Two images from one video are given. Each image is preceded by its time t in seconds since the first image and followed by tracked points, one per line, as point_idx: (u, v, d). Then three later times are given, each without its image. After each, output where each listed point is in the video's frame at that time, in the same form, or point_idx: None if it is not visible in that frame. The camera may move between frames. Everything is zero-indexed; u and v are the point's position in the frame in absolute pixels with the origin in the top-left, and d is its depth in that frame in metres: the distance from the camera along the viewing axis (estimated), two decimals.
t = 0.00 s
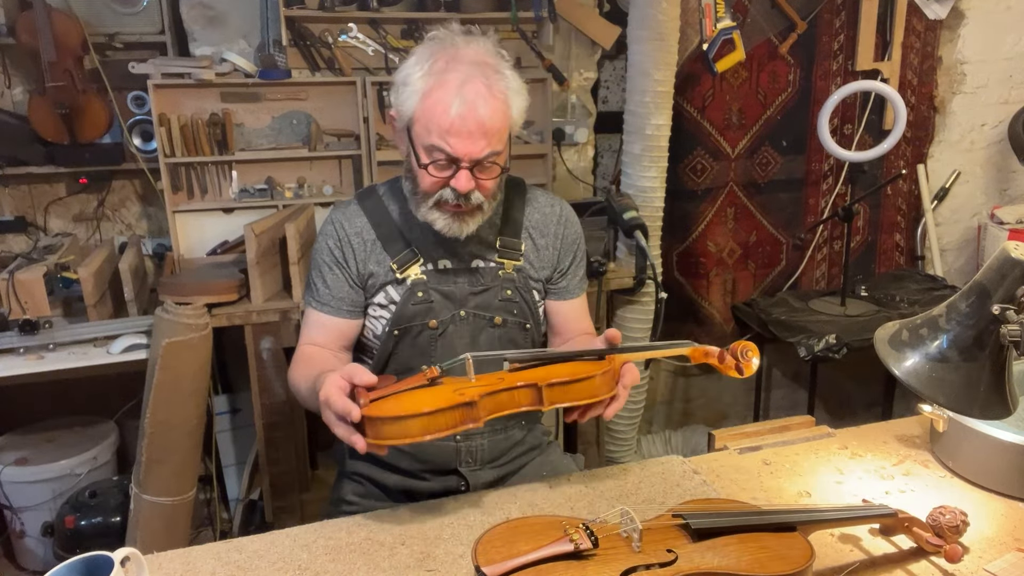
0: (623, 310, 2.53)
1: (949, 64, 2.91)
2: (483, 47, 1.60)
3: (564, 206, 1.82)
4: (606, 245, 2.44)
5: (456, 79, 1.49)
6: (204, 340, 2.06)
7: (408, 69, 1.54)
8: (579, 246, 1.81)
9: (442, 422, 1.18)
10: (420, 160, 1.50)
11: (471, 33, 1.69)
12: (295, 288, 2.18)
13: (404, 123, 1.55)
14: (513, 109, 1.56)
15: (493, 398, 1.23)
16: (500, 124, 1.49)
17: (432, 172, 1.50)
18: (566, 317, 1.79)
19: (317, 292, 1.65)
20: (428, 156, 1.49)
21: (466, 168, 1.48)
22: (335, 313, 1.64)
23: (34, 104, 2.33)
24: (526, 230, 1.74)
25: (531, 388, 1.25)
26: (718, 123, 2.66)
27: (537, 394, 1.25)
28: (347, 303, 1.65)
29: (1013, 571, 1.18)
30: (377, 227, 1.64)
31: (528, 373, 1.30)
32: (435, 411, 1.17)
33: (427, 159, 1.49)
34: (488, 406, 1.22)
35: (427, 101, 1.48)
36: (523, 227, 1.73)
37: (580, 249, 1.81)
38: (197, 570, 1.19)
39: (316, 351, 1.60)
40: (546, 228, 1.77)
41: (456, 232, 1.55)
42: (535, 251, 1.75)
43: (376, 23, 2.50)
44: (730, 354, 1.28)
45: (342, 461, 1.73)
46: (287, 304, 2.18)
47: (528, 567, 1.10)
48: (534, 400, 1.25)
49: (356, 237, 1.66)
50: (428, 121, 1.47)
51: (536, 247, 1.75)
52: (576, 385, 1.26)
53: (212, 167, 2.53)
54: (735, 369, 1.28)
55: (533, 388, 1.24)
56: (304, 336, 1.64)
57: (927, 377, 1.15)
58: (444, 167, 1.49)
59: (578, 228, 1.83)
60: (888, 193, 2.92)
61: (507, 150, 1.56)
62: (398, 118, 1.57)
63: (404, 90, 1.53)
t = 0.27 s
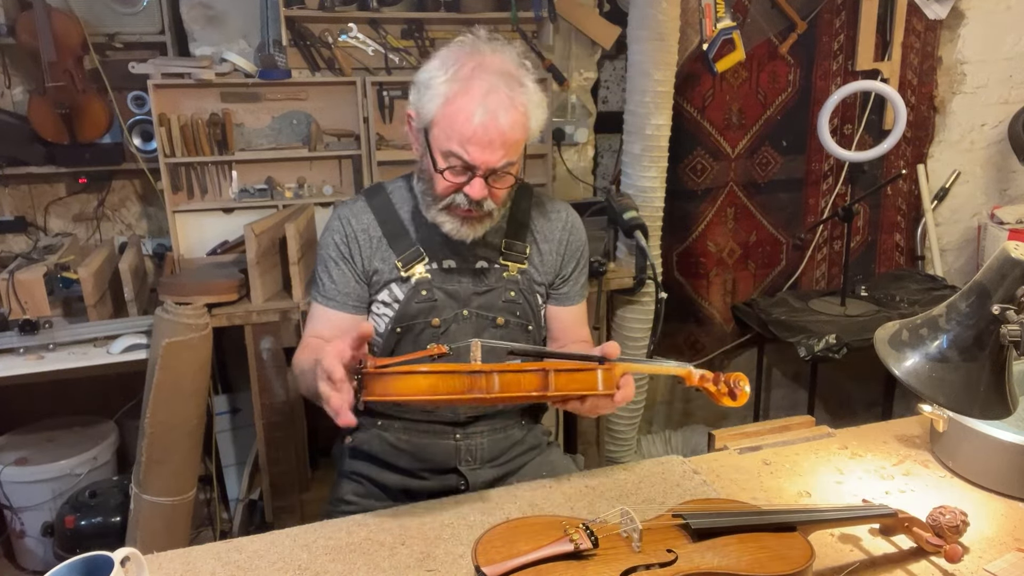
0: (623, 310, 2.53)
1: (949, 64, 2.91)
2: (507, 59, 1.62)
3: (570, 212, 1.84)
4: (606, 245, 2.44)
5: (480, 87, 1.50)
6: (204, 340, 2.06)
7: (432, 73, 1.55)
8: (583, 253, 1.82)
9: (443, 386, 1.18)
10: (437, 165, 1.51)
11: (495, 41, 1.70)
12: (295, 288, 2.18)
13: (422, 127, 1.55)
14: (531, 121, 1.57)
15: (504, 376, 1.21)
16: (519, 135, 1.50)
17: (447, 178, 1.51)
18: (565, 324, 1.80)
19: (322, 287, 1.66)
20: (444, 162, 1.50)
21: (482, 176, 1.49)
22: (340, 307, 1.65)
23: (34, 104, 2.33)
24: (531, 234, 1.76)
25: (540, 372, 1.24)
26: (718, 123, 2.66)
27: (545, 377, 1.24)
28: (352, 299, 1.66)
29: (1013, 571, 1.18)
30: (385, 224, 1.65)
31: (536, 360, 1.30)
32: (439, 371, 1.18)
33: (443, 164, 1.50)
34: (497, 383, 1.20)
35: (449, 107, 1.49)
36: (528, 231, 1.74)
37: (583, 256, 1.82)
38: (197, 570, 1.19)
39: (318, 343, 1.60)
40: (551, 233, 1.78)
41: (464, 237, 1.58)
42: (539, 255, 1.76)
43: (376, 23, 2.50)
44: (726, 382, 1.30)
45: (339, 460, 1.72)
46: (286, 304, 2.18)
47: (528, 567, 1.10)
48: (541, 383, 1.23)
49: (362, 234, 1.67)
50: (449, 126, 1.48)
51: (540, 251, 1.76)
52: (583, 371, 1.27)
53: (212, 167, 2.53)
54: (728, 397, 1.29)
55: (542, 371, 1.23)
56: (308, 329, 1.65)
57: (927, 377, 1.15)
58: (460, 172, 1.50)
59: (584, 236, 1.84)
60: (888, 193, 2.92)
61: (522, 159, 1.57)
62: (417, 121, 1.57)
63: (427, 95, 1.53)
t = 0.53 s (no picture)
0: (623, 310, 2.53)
1: (950, 64, 2.91)
2: (511, 84, 1.59)
3: (572, 214, 1.85)
4: (606, 245, 2.45)
5: (478, 114, 1.48)
6: (204, 340, 2.06)
7: (435, 94, 1.54)
8: (584, 254, 1.83)
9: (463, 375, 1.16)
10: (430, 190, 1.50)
11: (504, 61, 1.67)
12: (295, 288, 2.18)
13: (420, 148, 1.54)
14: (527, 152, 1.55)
15: (525, 366, 1.20)
16: (512, 167, 1.48)
17: (440, 202, 1.51)
18: (565, 326, 1.79)
19: (326, 275, 1.64)
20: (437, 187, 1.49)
21: (473, 205, 1.48)
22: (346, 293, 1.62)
23: (34, 104, 2.33)
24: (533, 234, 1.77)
25: (558, 363, 1.23)
26: (718, 123, 2.66)
27: (563, 368, 1.23)
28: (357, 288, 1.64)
29: (1013, 571, 1.18)
30: (390, 219, 1.65)
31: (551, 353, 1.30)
32: (457, 360, 1.16)
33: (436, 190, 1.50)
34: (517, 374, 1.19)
35: (444, 134, 1.47)
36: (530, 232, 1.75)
37: (584, 257, 1.83)
38: (197, 570, 1.19)
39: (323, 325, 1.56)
40: (553, 235, 1.79)
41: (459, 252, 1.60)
42: (539, 256, 1.78)
43: (376, 23, 2.50)
44: (729, 377, 1.39)
45: (340, 460, 1.72)
46: (287, 304, 2.18)
47: (529, 567, 1.10)
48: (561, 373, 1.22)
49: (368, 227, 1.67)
50: (442, 153, 1.47)
51: (540, 253, 1.78)
52: (601, 362, 1.27)
53: (212, 167, 2.53)
54: (730, 392, 1.38)
55: (560, 361, 1.23)
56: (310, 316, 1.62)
57: (927, 377, 1.16)
58: (451, 196, 1.49)
59: (586, 238, 1.85)
60: (888, 193, 2.92)
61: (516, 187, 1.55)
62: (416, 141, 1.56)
63: (425, 117, 1.52)
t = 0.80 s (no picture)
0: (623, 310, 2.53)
1: (950, 64, 2.91)
2: (512, 93, 1.58)
3: (573, 213, 1.85)
4: (606, 245, 2.45)
5: (476, 125, 1.47)
6: (204, 340, 2.06)
7: (435, 102, 1.53)
8: (585, 254, 1.83)
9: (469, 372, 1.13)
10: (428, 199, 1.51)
11: (507, 69, 1.66)
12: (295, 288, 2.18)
13: (421, 156, 1.55)
14: (524, 162, 1.55)
15: (530, 363, 1.19)
16: (508, 178, 1.47)
17: (438, 212, 1.51)
18: (566, 324, 1.79)
19: (333, 275, 1.63)
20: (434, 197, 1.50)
21: (470, 214, 1.48)
22: (358, 293, 1.61)
23: (34, 104, 2.33)
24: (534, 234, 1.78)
25: (561, 358, 1.23)
26: (718, 123, 2.66)
27: (566, 363, 1.23)
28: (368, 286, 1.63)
29: (1013, 572, 1.18)
30: (395, 218, 1.66)
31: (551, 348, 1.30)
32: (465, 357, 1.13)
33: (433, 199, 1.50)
34: (522, 371, 1.18)
35: (442, 144, 1.47)
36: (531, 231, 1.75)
37: (585, 257, 1.83)
38: (197, 570, 1.19)
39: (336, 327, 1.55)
40: (554, 234, 1.80)
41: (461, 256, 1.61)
42: (541, 256, 1.78)
43: (376, 23, 2.50)
44: (726, 369, 1.40)
45: (339, 460, 1.72)
46: (286, 304, 2.18)
47: (529, 567, 1.10)
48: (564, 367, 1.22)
49: (370, 226, 1.68)
50: (439, 163, 1.47)
51: (541, 252, 1.78)
52: (601, 356, 1.27)
53: (212, 167, 2.53)
54: (727, 384, 1.39)
55: (562, 357, 1.23)
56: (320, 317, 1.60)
57: (927, 377, 1.15)
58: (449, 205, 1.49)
59: (585, 237, 1.85)
60: (888, 193, 2.92)
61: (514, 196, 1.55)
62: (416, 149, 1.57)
63: (425, 126, 1.52)
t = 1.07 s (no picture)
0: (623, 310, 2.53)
1: (950, 64, 2.91)
2: (521, 92, 1.59)
3: (573, 213, 1.85)
4: (606, 245, 2.45)
5: (488, 124, 1.47)
6: (204, 340, 2.06)
7: (444, 101, 1.53)
8: (586, 254, 1.83)
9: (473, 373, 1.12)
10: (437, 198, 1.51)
11: (514, 68, 1.66)
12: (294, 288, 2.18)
13: (428, 155, 1.54)
14: (535, 161, 1.55)
15: (530, 363, 1.19)
16: (520, 177, 1.48)
17: (447, 211, 1.51)
18: (567, 324, 1.79)
19: (334, 275, 1.63)
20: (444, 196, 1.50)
21: (480, 214, 1.49)
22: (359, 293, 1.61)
23: (34, 104, 2.33)
24: (535, 234, 1.77)
25: (561, 358, 1.23)
26: (718, 123, 2.66)
27: (566, 362, 1.23)
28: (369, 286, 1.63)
29: (1013, 572, 1.18)
30: (396, 218, 1.66)
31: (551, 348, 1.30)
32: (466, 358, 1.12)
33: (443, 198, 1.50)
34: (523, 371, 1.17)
35: (453, 143, 1.47)
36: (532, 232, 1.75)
37: (585, 257, 1.83)
38: (197, 570, 1.19)
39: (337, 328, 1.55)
40: (554, 234, 1.80)
41: (466, 257, 1.61)
42: (542, 256, 1.78)
43: (376, 23, 2.50)
44: (727, 364, 1.41)
45: (340, 459, 1.72)
46: (286, 304, 2.18)
47: (529, 567, 1.10)
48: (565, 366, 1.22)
49: (371, 225, 1.68)
50: (451, 163, 1.47)
51: (541, 252, 1.78)
52: (602, 355, 1.28)
53: (212, 167, 2.53)
54: (728, 379, 1.40)
55: (562, 356, 1.23)
56: (320, 318, 1.60)
57: (927, 377, 1.15)
58: (459, 204, 1.49)
59: (585, 237, 1.85)
60: (888, 193, 2.92)
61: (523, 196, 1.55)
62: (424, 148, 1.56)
63: (434, 125, 1.51)
